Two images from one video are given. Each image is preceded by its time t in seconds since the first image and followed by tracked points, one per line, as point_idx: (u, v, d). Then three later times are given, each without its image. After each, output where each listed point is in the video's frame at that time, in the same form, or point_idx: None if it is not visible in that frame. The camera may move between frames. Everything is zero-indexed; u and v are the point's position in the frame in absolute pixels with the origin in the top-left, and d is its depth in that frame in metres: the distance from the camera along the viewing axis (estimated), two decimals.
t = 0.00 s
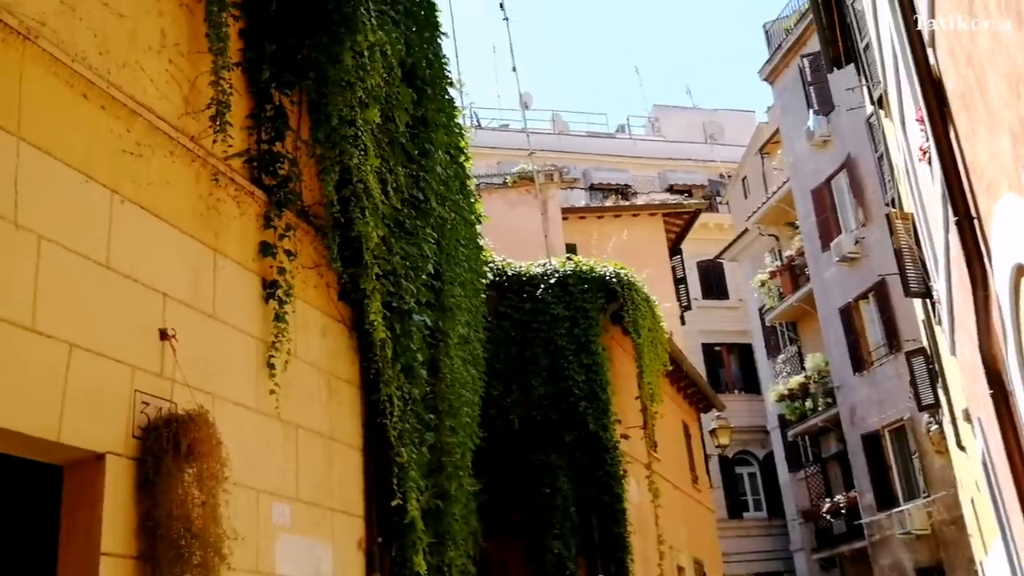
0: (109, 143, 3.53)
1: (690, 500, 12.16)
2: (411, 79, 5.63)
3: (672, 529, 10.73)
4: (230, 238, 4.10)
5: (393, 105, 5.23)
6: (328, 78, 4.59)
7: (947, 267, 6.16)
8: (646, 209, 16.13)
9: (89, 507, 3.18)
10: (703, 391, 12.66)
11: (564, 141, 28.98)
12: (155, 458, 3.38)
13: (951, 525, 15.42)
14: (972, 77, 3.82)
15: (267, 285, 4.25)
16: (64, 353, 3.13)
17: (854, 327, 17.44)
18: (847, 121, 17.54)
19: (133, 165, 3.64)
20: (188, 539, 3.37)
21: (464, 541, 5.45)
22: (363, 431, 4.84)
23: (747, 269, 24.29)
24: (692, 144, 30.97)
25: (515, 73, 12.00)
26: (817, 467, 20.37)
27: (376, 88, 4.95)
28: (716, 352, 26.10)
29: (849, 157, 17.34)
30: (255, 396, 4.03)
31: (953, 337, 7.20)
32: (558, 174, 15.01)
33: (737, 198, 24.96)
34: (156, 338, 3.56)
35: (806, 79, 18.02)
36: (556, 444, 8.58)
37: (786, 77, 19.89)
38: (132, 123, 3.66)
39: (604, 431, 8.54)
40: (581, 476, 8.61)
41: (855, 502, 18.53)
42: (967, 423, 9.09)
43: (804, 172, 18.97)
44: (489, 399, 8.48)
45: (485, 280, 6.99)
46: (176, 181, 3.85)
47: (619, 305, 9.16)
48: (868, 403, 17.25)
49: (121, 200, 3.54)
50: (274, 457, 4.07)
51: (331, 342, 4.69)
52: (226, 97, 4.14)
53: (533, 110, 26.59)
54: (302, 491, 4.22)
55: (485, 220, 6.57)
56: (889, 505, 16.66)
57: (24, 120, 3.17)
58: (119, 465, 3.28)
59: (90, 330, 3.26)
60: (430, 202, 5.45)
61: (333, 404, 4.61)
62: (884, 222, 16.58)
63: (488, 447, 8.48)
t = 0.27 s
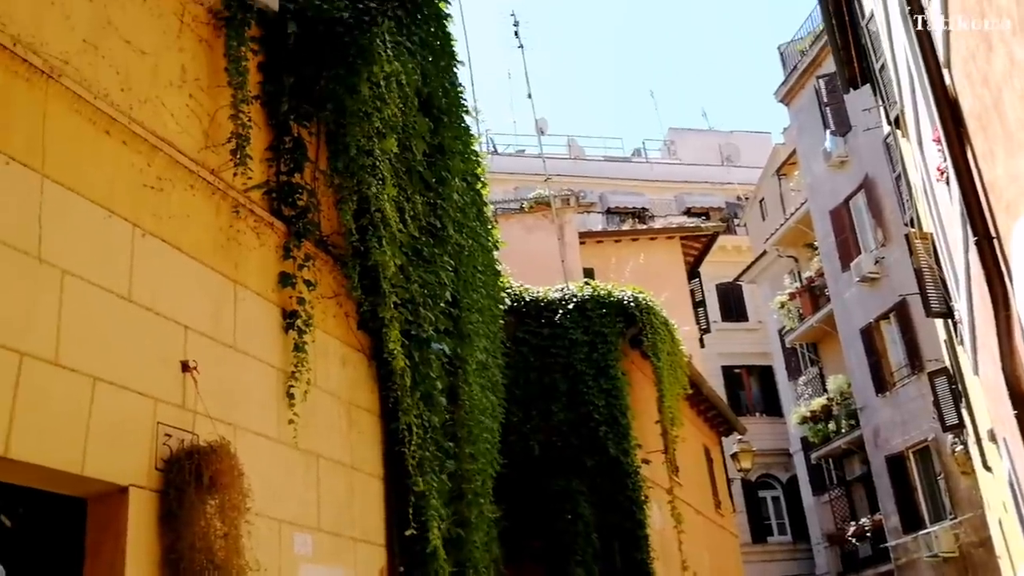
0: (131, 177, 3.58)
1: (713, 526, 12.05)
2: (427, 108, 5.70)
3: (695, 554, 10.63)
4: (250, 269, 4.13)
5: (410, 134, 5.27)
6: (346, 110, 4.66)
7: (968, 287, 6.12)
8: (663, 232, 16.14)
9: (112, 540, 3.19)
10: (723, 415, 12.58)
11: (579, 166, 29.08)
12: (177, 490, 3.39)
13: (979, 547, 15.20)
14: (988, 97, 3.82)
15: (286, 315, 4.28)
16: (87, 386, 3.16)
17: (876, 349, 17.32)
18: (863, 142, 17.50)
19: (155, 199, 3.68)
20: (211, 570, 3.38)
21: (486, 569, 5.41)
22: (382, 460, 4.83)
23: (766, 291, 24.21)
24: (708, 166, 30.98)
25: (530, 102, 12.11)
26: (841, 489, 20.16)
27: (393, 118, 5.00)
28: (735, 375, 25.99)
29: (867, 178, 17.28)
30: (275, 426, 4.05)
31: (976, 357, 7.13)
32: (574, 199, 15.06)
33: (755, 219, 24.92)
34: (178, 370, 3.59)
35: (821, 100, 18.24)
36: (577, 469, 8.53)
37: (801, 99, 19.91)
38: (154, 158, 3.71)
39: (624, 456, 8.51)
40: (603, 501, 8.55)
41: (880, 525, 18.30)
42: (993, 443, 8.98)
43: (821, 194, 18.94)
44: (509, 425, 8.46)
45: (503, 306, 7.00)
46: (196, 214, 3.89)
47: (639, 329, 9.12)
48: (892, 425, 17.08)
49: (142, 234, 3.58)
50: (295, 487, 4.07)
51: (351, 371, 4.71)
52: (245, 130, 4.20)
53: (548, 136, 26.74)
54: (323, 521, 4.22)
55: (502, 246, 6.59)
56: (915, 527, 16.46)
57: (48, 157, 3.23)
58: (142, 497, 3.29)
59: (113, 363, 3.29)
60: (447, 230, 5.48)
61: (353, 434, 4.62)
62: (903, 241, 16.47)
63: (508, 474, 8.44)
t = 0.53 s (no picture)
0: (160, 214, 3.64)
1: (748, 545, 11.91)
2: (450, 135, 5.74)
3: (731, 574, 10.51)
4: (279, 300, 4.17)
5: (433, 162, 5.31)
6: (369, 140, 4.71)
7: (1000, 299, 6.03)
8: (689, 250, 16.10)
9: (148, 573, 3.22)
10: (755, 433, 12.46)
11: (603, 186, 29.14)
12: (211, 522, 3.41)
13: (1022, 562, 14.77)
14: (1013, 109, 3.78)
15: (315, 345, 4.31)
16: (121, 422, 3.20)
17: (909, 362, 17.07)
18: (888, 154, 17.37)
19: (184, 234, 3.73)
20: None
21: None
22: (413, 487, 4.84)
23: (794, 307, 24.05)
24: (732, 183, 30.89)
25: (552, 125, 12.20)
26: (879, 505, 19.88)
27: (415, 146, 5.03)
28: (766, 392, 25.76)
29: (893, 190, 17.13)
30: (307, 456, 4.07)
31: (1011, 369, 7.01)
32: (599, 220, 15.08)
33: (781, 234, 24.79)
34: (209, 403, 3.62)
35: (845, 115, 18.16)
36: (608, 491, 8.48)
37: (824, 113, 19.83)
38: (182, 194, 3.77)
39: (657, 477, 8.44)
40: (636, 523, 8.52)
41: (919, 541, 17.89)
42: None
43: (848, 207, 18.82)
44: (539, 448, 8.44)
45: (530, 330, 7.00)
46: (225, 247, 3.94)
47: (667, 348, 9.07)
48: (927, 439, 16.83)
49: (172, 269, 3.63)
50: (327, 516, 4.09)
51: (380, 398, 4.73)
52: (271, 163, 4.25)
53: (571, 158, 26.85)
54: (356, 550, 4.23)
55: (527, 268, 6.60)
56: (955, 542, 16.14)
57: (79, 197, 3.29)
58: (176, 529, 3.32)
59: (146, 398, 3.33)
60: (472, 255, 5.50)
61: (384, 461, 4.63)
62: (932, 253, 16.26)
63: (540, 497, 8.41)
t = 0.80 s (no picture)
0: (195, 254, 3.70)
1: (794, 564, 11.75)
2: (477, 164, 5.78)
3: None
4: (313, 335, 4.21)
5: (461, 192, 5.35)
6: (398, 173, 4.74)
7: None
8: (721, 268, 16.05)
9: None
10: (796, 450, 12.31)
11: (632, 207, 29.13)
12: (253, 559, 3.44)
13: None
14: None
15: (351, 378, 4.35)
16: (163, 461, 3.24)
17: (949, 373, 16.78)
18: (919, 165, 17.19)
19: (219, 274, 3.79)
20: None
21: None
22: (452, 517, 4.83)
23: (831, 322, 23.84)
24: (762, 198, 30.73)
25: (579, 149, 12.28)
26: (926, 520, 19.52)
27: (443, 177, 5.06)
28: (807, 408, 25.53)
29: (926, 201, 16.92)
30: (346, 489, 4.09)
31: None
32: (630, 240, 15.02)
33: (814, 248, 24.58)
34: (249, 439, 3.65)
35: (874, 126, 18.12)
36: (649, 514, 8.42)
37: (852, 125, 19.71)
38: (216, 234, 3.83)
39: (698, 498, 8.36)
40: (679, 546, 8.43)
41: (969, 554, 17.26)
42: None
43: (880, 219, 18.65)
44: (578, 473, 8.41)
45: (563, 354, 6.99)
46: (259, 285, 3.99)
47: (703, 368, 9.01)
48: (972, 451, 16.55)
49: (208, 308, 3.68)
50: (368, 548, 4.10)
51: (416, 429, 4.74)
52: (302, 200, 4.30)
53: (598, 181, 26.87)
54: None
55: (559, 293, 6.61)
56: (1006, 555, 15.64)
57: (115, 242, 3.36)
58: (220, 567, 3.35)
59: (187, 437, 3.37)
60: (503, 283, 5.53)
61: (423, 492, 4.63)
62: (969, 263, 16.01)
63: (580, 522, 8.36)
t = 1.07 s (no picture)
0: (231, 293, 3.75)
1: None
2: (507, 193, 5.82)
3: None
4: (350, 368, 4.24)
5: (491, 220, 5.38)
6: (428, 205, 4.77)
7: None
8: (755, 286, 15.99)
9: None
10: (840, 467, 12.14)
11: (662, 227, 29.11)
12: None
13: None
14: None
15: (388, 410, 4.37)
16: (205, 499, 3.26)
17: (993, 385, 16.56)
18: (953, 174, 17.00)
19: (255, 311, 3.83)
20: None
21: None
22: (495, 546, 4.81)
23: (870, 336, 23.57)
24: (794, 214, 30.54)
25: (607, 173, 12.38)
26: (976, 535, 19.11)
27: (472, 207, 5.09)
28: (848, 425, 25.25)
29: (961, 211, 16.71)
30: (388, 521, 4.09)
31: None
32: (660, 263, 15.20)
33: (848, 262, 24.35)
34: (289, 475, 3.68)
35: (905, 137, 18.16)
36: (692, 537, 8.32)
37: (882, 137, 19.58)
38: (251, 272, 3.88)
39: (741, 519, 8.25)
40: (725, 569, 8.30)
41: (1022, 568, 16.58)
42: None
43: (915, 231, 18.45)
44: (618, 497, 8.35)
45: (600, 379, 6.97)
46: (295, 320, 4.03)
47: (740, 388, 8.97)
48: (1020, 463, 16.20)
49: (246, 345, 3.73)
50: None
51: (455, 459, 4.74)
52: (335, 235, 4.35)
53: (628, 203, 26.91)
54: None
55: (593, 318, 6.60)
56: None
57: (154, 283, 3.41)
58: None
59: (228, 474, 3.40)
60: (536, 309, 5.55)
61: (463, 522, 4.62)
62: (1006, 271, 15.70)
63: (622, 548, 8.29)
